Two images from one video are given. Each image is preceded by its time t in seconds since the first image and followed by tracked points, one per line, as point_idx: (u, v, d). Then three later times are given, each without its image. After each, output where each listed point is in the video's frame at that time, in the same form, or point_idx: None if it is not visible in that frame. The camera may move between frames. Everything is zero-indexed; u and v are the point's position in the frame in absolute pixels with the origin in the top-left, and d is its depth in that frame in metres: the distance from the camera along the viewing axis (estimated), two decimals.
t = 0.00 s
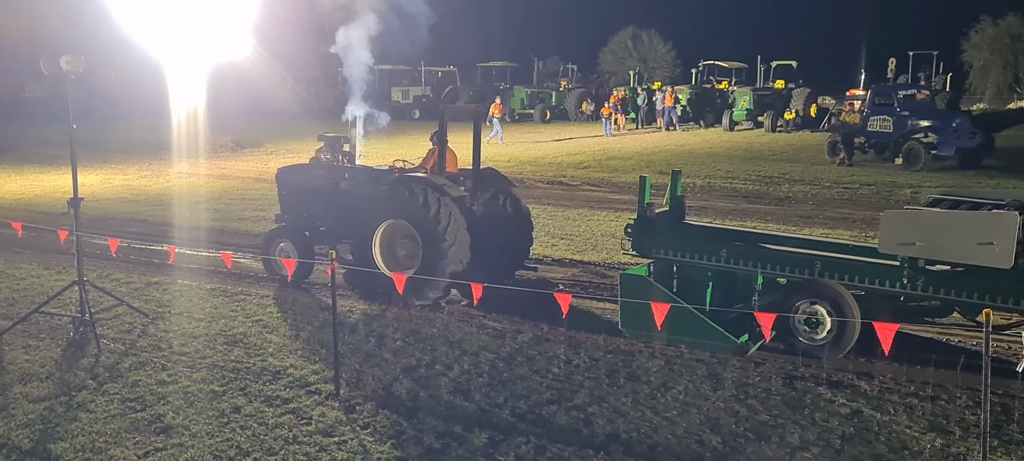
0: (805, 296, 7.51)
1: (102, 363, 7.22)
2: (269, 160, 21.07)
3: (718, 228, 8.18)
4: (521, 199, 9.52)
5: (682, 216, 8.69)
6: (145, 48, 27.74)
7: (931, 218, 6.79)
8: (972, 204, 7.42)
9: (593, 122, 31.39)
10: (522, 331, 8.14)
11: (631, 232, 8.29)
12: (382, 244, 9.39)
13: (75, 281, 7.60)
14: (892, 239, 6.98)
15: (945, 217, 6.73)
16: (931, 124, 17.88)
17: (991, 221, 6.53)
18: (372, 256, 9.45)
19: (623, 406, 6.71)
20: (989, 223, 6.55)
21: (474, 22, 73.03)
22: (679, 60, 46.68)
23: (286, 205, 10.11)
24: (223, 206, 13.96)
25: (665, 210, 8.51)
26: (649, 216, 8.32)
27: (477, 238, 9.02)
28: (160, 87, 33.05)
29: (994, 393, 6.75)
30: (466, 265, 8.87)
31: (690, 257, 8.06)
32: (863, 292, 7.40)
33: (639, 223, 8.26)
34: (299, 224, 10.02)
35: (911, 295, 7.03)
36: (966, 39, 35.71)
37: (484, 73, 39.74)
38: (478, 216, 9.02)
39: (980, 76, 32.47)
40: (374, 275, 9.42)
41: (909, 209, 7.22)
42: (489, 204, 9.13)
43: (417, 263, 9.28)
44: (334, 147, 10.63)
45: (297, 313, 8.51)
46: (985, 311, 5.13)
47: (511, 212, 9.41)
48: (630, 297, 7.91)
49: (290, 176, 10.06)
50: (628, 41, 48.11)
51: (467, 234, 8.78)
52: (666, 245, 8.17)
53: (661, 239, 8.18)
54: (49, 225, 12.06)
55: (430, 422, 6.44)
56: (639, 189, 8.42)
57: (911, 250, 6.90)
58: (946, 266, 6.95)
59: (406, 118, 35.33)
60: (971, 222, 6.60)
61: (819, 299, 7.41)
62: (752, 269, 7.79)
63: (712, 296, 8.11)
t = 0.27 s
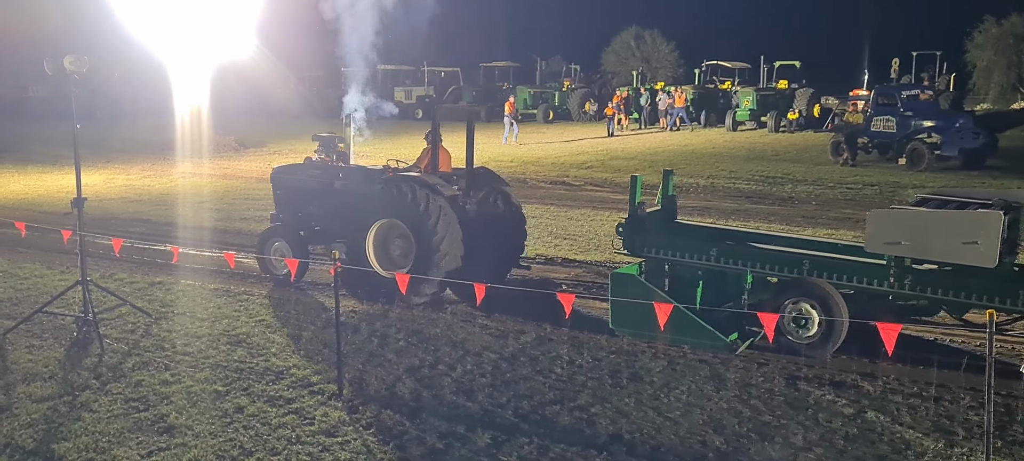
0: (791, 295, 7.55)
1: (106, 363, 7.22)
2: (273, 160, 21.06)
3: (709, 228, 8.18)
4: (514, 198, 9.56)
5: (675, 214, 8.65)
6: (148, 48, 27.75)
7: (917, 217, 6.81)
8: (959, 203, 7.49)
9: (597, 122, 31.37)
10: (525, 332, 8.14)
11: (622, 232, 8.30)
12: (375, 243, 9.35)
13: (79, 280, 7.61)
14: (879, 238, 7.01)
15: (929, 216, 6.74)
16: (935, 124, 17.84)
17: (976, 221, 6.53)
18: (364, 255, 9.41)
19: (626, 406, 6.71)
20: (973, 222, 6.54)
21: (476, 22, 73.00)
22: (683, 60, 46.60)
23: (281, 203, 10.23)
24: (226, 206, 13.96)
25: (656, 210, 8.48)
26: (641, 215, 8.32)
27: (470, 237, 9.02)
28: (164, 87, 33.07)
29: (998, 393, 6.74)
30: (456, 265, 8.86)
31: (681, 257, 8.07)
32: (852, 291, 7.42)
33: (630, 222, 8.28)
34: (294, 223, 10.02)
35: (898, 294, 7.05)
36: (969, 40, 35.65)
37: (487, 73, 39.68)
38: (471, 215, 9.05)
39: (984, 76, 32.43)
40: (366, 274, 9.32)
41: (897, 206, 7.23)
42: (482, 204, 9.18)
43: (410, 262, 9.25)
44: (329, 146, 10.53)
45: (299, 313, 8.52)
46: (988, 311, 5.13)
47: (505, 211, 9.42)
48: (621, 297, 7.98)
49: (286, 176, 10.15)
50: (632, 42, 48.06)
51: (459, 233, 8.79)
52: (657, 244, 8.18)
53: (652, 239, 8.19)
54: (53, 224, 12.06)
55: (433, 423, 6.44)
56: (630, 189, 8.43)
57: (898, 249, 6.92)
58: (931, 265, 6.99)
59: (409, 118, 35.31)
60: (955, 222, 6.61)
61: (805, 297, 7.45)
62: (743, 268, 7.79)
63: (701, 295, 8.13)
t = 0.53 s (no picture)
0: (778, 294, 7.60)
1: (111, 362, 7.23)
2: (277, 161, 21.10)
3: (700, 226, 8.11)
4: (507, 197, 9.56)
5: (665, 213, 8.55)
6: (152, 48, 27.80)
7: (901, 217, 6.80)
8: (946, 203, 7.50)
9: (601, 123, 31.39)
10: (529, 332, 8.14)
11: (614, 231, 8.23)
12: (369, 240, 9.31)
13: (83, 280, 7.63)
14: (864, 236, 6.98)
15: (914, 215, 6.74)
16: (939, 124, 17.83)
17: (960, 220, 6.53)
18: (357, 252, 9.37)
19: (630, 407, 6.71)
20: (957, 222, 6.54)
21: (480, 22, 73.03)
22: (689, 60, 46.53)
23: (275, 202, 10.30)
24: (230, 205, 13.99)
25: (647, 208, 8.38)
26: (632, 214, 8.23)
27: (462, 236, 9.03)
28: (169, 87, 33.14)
29: (1002, 395, 6.72)
30: (449, 264, 8.85)
31: (670, 255, 7.99)
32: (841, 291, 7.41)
33: (621, 220, 8.20)
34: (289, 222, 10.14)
35: (885, 293, 7.05)
36: (974, 40, 35.61)
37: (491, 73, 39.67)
38: (464, 214, 9.08)
39: (988, 76, 32.40)
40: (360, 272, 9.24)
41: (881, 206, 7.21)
42: (475, 203, 9.19)
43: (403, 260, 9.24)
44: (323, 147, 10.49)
45: (303, 313, 8.53)
46: (993, 312, 5.11)
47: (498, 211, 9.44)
48: (611, 295, 7.98)
49: (282, 176, 10.22)
50: (635, 42, 48.05)
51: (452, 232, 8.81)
52: (647, 243, 8.10)
53: (642, 238, 8.10)
54: (58, 224, 12.09)
55: (436, 423, 6.44)
56: (620, 187, 8.37)
57: (882, 248, 6.90)
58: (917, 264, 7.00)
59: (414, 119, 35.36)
60: (940, 221, 6.61)
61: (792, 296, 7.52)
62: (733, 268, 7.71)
63: (690, 295, 8.06)
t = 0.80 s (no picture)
0: (775, 293, 7.59)
1: (119, 364, 7.20)
2: (285, 161, 21.11)
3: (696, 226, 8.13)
4: (505, 196, 9.57)
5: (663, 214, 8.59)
6: (161, 49, 27.84)
7: (893, 217, 6.85)
8: (939, 203, 7.53)
9: (611, 123, 31.35)
10: (539, 334, 8.08)
11: (609, 230, 8.27)
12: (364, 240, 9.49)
13: (91, 281, 7.60)
14: (856, 237, 7.03)
15: (907, 215, 6.78)
16: (954, 124, 17.70)
17: (951, 220, 6.57)
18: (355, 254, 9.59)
19: (641, 409, 6.64)
20: (948, 222, 6.58)
21: (487, 22, 73.09)
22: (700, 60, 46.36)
23: (273, 202, 10.24)
24: (238, 206, 13.98)
25: (644, 209, 8.42)
26: (627, 213, 8.30)
27: (460, 235, 9.10)
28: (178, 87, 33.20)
29: (1019, 398, 6.64)
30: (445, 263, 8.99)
31: (666, 255, 8.01)
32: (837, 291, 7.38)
33: (616, 221, 8.23)
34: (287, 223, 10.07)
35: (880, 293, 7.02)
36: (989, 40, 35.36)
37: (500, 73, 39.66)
38: (461, 213, 9.11)
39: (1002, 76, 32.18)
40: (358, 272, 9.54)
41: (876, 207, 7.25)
42: (473, 203, 9.19)
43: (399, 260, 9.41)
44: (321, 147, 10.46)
45: (311, 315, 8.48)
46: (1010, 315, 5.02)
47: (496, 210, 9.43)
48: (607, 297, 7.94)
49: (279, 176, 10.14)
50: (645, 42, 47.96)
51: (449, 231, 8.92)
52: (643, 244, 8.11)
53: (638, 238, 8.12)
54: (66, 225, 12.09)
55: (446, 425, 6.38)
56: (617, 187, 8.47)
57: (875, 248, 6.95)
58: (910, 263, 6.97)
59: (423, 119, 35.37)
60: (931, 221, 6.65)
61: (789, 296, 7.50)
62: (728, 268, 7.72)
63: (688, 295, 8.04)
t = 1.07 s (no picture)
0: (787, 295, 7.49)
1: (136, 366, 7.08)
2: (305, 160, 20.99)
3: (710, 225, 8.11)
4: (517, 194, 9.45)
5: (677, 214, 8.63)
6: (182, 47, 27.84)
7: (911, 216, 6.81)
8: (959, 202, 7.38)
9: (637, 121, 31.07)
10: (565, 337, 7.89)
11: (621, 229, 8.30)
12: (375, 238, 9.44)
13: (109, 282, 7.48)
14: (873, 236, 6.98)
15: (925, 215, 6.75)
16: (997, 121, 17.33)
17: (970, 220, 6.59)
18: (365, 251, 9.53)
19: (671, 415, 6.44)
20: (967, 221, 6.60)
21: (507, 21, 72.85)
22: (728, 57, 45.80)
23: (283, 203, 10.21)
24: (256, 206, 13.85)
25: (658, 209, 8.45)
26: (640, 212, 8.30)
27: (470, 233, 9.00)
28: (201, 86, 33.22)
29: None
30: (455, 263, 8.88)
31: (680, 255, 8.00)
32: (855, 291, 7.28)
33: (629, 219, 8.27)
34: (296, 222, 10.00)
35: (898, 294, 6.92)
36: None
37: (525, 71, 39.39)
38: (472, 211, 9.01)
39: None
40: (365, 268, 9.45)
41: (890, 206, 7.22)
42: (484, 200, 9.08)
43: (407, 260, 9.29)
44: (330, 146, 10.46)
45: (331, 316, 8.34)
46: None
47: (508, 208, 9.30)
48: (619, 295, 7.92)
49: (289, 174, 10.15)
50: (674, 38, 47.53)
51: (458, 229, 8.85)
52: (657, 243, 8.12)
53: (651, 237, 8.13)
54: (84, 225, 12.02)
55: (469, 430, 6.21)
56: (629, 187, 8.47)
57: (892, 248, 6.89)
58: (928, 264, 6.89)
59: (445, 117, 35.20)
60: (950, 220, 6.65)
61: (800, 296, 7.40)
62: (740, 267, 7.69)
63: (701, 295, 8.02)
